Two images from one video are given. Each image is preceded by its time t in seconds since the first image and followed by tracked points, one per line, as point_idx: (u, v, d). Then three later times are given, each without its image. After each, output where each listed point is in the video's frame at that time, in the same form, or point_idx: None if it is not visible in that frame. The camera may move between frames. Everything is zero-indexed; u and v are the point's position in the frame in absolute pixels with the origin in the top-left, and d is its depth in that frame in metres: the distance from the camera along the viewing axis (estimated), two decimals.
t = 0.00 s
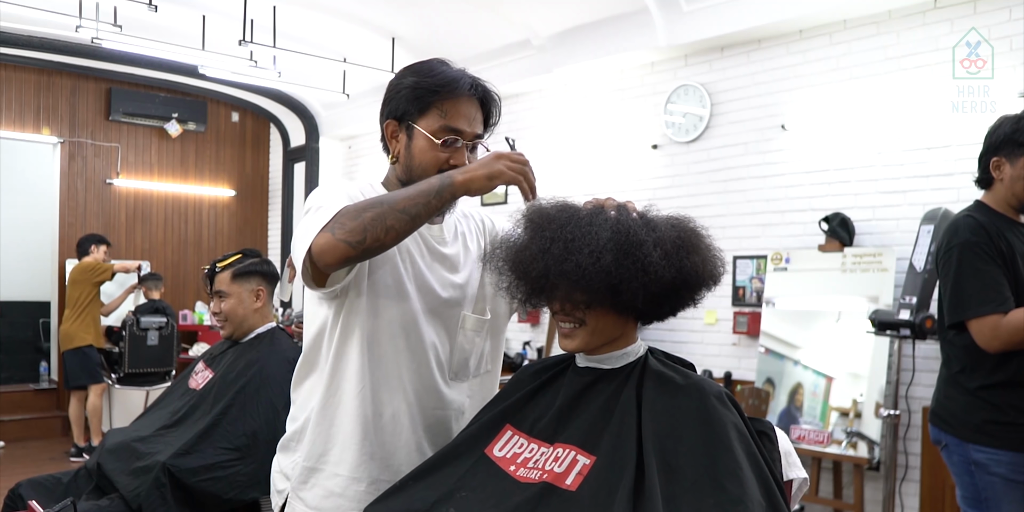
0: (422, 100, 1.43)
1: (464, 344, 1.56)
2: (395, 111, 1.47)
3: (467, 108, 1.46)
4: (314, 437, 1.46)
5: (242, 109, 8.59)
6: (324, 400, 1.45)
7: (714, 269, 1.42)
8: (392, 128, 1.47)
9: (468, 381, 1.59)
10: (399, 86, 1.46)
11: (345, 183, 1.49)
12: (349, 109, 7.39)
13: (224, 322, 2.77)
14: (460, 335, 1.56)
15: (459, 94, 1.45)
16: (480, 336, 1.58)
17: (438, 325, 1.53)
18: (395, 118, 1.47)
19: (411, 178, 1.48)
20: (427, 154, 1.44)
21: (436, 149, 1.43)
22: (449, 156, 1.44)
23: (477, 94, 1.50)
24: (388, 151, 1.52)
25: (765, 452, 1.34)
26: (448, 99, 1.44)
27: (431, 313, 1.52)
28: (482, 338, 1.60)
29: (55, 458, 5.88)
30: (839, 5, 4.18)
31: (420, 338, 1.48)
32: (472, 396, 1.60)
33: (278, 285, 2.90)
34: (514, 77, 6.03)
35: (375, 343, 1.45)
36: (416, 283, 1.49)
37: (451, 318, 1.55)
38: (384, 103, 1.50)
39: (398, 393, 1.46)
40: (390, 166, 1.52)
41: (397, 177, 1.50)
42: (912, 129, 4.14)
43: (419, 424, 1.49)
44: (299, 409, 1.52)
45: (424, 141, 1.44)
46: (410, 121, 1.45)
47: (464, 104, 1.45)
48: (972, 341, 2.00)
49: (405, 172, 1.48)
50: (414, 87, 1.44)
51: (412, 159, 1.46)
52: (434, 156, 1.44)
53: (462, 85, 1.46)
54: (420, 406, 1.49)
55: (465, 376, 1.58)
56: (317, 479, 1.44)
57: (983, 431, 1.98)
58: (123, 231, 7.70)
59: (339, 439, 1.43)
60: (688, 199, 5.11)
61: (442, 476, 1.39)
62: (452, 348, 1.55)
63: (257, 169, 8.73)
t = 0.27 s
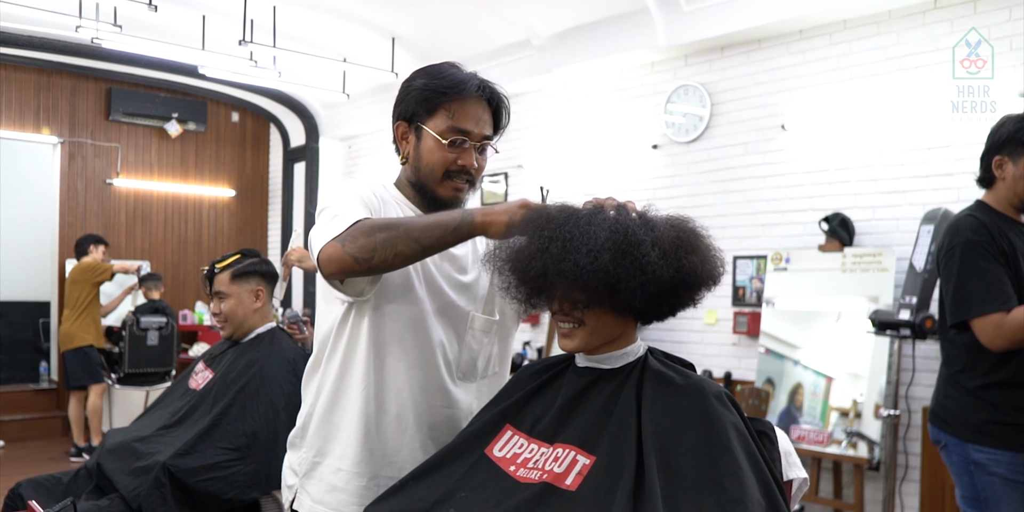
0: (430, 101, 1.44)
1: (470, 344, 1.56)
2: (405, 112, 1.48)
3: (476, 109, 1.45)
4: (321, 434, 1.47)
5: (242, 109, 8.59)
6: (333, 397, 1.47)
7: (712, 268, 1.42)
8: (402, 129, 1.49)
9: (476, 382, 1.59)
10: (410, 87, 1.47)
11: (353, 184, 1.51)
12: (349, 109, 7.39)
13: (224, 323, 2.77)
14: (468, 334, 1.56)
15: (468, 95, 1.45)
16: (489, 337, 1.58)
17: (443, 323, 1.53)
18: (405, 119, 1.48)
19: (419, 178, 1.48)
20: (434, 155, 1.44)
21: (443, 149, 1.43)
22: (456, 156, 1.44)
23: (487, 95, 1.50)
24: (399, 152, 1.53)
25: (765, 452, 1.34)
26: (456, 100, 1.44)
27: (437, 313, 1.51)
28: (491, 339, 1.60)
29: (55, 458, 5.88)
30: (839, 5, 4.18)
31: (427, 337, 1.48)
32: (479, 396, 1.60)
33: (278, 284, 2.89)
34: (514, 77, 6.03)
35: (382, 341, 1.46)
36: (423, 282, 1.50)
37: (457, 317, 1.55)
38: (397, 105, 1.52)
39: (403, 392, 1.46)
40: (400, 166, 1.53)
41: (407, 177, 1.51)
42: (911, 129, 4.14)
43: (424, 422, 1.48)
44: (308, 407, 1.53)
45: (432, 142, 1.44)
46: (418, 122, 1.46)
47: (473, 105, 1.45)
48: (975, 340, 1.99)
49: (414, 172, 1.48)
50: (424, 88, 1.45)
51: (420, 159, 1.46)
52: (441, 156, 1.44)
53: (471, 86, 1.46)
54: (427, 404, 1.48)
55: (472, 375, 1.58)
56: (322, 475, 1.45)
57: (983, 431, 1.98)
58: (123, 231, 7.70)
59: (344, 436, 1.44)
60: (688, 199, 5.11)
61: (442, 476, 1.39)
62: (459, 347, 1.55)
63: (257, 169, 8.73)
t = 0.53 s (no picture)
0: (440, 103, 1.44)
1: (476, 344, 1.56)
2: (417, 113, 1.48)
3: (486, 112, 1.45)
4: (326, 432, 1.47)
5: (243, 109, 8.59)
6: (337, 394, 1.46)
7: (719, 270, 1.42)
8: (412, 130, 1.49)
9: (480, 383, 1.59)
10: (422, 89, 1.47)
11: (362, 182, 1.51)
12: (349, 109, 7.39)
13: (223, 324, 2.77)
14: (473, 335, 1.56)
15: (479, 97, 1.45)
16: (494, 339, 1.58)
17: (449, 323, 1.53)
18: (416, 120, 1.48)
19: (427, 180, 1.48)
20: (442, 157, 1.44)
21: (452, 151, 1.43)
22: (464, 158, 1.44)
23: (499, 98, 1.49)
24: (409, 153, 1.53)
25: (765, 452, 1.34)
26: (466, 102, 1.44)
27: (443, 313, 1.52)
28: (496, 341, 1.60)
29: (55, 458, 5.88)
30: (839, 5, 4.18)
31: (433, 336, 1.49)
32: (483, 397, 1.60)
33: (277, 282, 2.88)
34: (514, 77, 6.03)
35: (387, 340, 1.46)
36: (429, 281, 1.50)
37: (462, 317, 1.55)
38: (409, 106, 1.52)
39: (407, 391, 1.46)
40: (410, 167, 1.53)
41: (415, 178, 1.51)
42: (912, 129, 4.14)
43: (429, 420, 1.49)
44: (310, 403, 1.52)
45: (440, 144, 1.44)
46: (429, 123, 1.46)
47: (483, 108, 1.45)
48: (978, 340, 1.99)
49: (423, 173, 1.48)
50: (435, 90, 1.45)
51: (428, 161, 1.46)
52: (449, 158, 1.44)
53: (482, 89, 1.45)
54: (431, 403, 1.49)
55: (477, 376, 1.58)
56: (325, 472, 1.44)
57: (983, 431, 1.98)
58: (123, 231, 7.70)
59: (347, 433, 1.43)
60: (688, 199, 5.11)
61: (442, 475, 1.39)
62: (464, 347, 1.55)
63: (257, 169, 8.73)
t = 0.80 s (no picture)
0: (432, 102, 1.44)
1: (472, 345, 1.56)
2: (412, 114, 1.49)
3: (479, 110, 1.45)
4: (321, 434, 1.47)
5: (242, 109, 8.59)
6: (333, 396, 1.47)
7: (715, 267, 1.43)
8: (408, 131, 1.50)
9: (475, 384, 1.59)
10: (416, 90, 1.48)
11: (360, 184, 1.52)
12: (349, 109, 7.39)
13: (223, 325, 2.77)
14: (469, 336, 1.56)
15: (472, 95, 1.45)
16: (490, 340, 1.59)
17: (446, 322, 1.53)
18: (411, 121, 1.49)
19: (422, 180, 1.48)
20: (435, 156, 1.44)
21: (445, 150, 1.43)
22: (458, 157, 1.43)
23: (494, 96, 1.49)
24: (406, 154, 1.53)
25: (765, 452, 1.34)
26: (458, 101, 1.44)
27: (441, 312, 1.52)
28: (492, 342, 1.60)
29: (55, 458, 5.88)
30: (839, 5, 4.18)
31: (430, 336, 1.49)
32: (479, 398, 1.60)
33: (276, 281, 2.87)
34: (514, 77, 6.03)
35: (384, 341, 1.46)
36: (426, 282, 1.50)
37: (459, 317, 1.55)
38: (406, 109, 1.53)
39: (403, 392, 1.46)
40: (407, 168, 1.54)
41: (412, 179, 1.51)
42: (912, 129, 4.14)
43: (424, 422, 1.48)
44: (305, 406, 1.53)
45: (433, 143, 1.44)
46: (423, 123, 1.46)
47: (476, 106, 1.45)
48: (978, 340, 1.99)
49: (418, 173, 1.48)
50: (429, 90, 1.46)
51: (422, 161, 1.47)
52: (442, 157, 1.44)
53: (474, 88, 1.45)
54: (427, 404, 1.48)
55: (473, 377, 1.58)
56: (316, 474, 1.44)
57: (983, 431, 1.98)
58: (123, 231, 7.70)
59: (341, 434, 1.43)
60: (687, 199, 5.11)
61: (442, 475, 1.39)
62: (461, 347, 1.55)
63: (257, 169, 8.73)
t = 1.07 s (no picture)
0: (419, 98, 1.44)
1: (466, 340, 1.56)
2: (397, 111, 1.48)
3: (464, 103, 1.46)
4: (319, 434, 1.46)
5: (242, 109, 8.60)
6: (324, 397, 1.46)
7: (711, 261, 1.43)
8: (394, 129, 1.49)
9: (470, 380, 1.59)
10: (399, 87, 1.48)
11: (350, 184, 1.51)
12: (349, 109, 7.39)
13: (223, 325, 2.78)
14: (463, 330, 1.56)
15: (458, 90, 1.46)
16: (485, 334, 1.58)
17: (440, 319, 1.53)
18: (397, 118, 1.48)
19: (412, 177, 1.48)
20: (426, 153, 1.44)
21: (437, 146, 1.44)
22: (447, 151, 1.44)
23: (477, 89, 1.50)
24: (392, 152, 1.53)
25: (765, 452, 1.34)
26: (445, 96, 1.44)
27: (433, 307, 1.52)
28: (486, 337, 1.60)
29: (55, 458, 5.88)
30: (840, 5, 4.18)
31: (423, 332, 1.49)
32: (475, 395, 1.60)
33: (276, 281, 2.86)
34: (514, 77, 6.03)
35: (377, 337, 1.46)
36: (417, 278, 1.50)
37: (454, 313, 1.55)
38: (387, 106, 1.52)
39: (398, 389, 1.45)
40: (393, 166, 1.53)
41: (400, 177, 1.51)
42: (912, 129, 4.14)
43: (421, 419, 1.48)
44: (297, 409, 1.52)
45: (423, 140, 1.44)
46: (409, 119, 1.46)
47: (463, 101, 1.46)
48: (979, 340, 1.99)
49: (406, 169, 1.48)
50: (415, 86, 1.45)
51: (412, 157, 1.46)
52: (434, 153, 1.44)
53: (461, 82, 1.46)
54: (423, 401, 1.48)
55: (468, 373, 1.57)
56: (316, 474, 1.43)
57: (984, 431, 1.98)
58: (123, 230, 7.70)
59: (338, 433, 1.43)
60: (687, 199, 5.11)
61: (442, 475, 1.39)
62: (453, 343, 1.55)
63: (257, 169, 8.73)
